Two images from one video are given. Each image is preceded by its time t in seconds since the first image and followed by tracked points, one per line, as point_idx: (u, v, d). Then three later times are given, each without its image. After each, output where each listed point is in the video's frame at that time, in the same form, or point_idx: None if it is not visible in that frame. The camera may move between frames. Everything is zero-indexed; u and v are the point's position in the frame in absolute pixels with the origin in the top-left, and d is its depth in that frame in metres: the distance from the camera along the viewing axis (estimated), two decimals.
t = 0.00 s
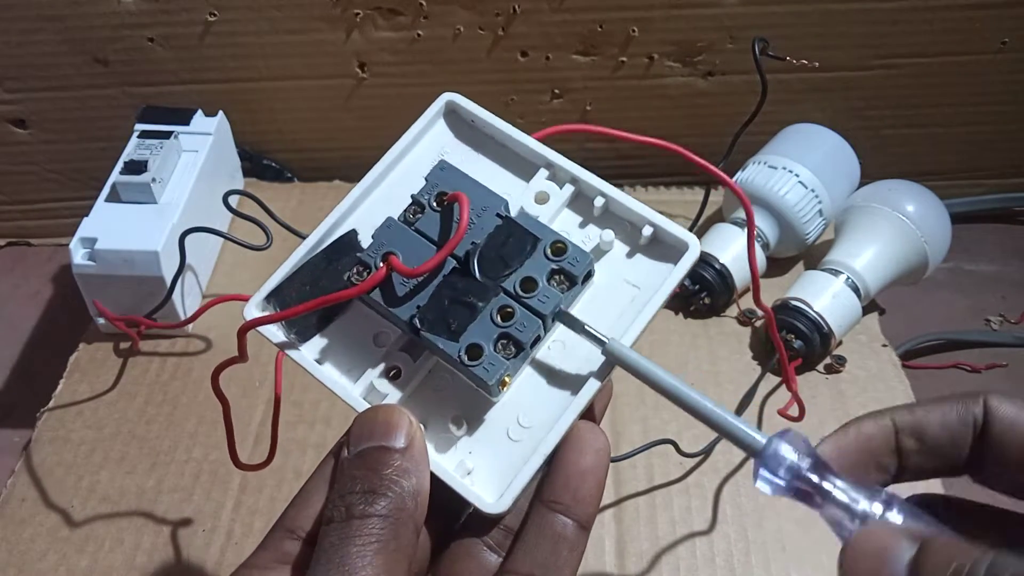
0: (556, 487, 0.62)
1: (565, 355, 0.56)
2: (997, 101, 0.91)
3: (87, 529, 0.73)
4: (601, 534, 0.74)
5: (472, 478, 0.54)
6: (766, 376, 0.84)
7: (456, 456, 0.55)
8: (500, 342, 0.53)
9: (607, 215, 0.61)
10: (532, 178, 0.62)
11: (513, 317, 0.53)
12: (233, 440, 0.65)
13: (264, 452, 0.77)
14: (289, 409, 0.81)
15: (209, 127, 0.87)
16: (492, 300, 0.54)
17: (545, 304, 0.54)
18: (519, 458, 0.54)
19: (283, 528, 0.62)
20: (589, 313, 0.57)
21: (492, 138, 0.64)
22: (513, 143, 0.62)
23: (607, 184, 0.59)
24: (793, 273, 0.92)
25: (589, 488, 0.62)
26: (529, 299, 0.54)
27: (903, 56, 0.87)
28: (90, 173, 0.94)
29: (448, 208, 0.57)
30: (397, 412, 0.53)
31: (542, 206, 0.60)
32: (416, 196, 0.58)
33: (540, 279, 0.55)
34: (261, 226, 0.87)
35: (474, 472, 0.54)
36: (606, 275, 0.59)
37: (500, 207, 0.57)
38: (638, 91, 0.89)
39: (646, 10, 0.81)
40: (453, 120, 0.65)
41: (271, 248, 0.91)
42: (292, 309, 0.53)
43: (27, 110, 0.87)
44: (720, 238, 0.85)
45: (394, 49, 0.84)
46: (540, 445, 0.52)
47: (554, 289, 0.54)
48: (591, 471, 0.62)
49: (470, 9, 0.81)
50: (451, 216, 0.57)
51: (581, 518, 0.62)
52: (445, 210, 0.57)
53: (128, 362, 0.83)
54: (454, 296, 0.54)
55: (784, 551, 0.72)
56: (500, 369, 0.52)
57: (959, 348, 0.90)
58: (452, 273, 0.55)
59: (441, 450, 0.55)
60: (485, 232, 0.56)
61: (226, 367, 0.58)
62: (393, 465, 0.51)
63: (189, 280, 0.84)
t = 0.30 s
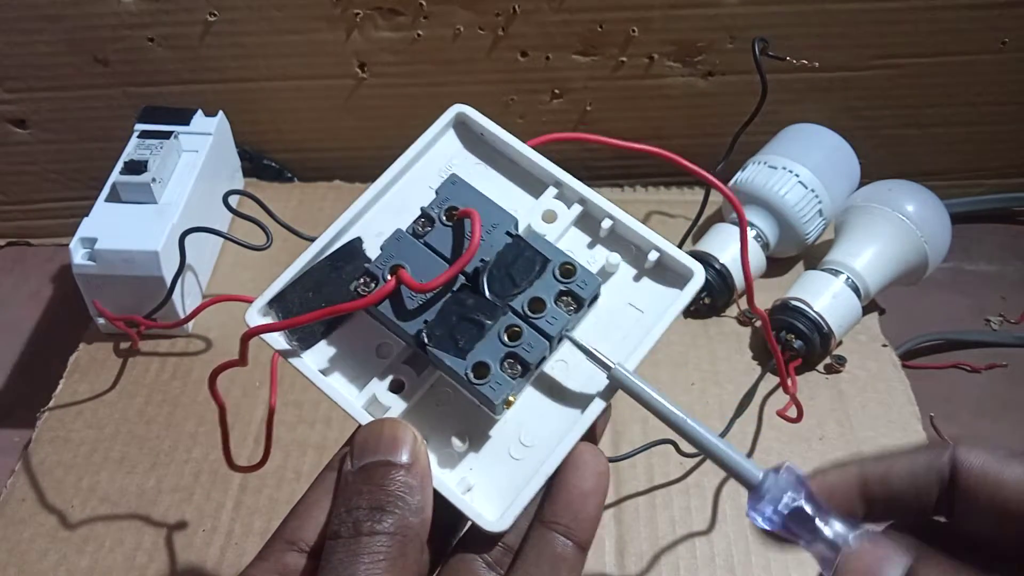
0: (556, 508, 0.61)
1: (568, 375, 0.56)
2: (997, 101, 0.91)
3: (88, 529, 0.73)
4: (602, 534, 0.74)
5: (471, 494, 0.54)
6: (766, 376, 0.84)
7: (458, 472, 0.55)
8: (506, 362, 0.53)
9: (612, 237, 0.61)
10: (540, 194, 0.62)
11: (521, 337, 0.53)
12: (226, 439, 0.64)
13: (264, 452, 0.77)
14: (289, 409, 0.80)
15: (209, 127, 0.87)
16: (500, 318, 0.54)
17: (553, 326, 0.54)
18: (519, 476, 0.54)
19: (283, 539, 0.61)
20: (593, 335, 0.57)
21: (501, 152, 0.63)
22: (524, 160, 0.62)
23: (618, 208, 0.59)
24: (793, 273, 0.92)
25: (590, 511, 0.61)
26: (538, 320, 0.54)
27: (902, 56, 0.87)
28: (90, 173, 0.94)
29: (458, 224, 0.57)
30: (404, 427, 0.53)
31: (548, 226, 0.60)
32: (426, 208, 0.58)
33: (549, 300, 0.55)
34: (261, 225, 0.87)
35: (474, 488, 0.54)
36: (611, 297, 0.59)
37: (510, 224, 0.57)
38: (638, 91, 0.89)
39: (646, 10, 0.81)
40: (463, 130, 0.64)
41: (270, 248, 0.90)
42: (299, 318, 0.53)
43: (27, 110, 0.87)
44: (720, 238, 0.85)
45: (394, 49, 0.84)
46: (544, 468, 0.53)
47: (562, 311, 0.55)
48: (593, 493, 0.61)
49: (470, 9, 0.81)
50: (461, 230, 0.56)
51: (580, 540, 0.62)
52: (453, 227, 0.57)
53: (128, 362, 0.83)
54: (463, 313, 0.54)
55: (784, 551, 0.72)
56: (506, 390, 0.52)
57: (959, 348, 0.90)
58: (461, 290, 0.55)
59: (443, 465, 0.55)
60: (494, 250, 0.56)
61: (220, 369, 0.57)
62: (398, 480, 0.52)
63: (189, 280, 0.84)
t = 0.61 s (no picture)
0: (552, 533, 0.61)
1: (571, 401, 0.55)
2: (996, 101, 0.91)
3: (88, 529, 0.73)
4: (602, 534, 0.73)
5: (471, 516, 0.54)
6: (766, 376, 0.84)
7: (458, 493, 0.55)
8: (511, 386, 0.54)
9: (617, 264, 0.60)
10: (547, 218, 0.61)
11: (526, 362, 0.54)
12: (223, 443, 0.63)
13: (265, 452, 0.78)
14: (289, 408, 0.80)
15: (209, 127, 0.87)
16: (506, 342, 0.54)
17: (558, 352, 0.55)
18: (518, 497, 0.54)
19: (285, 556, 0.60)
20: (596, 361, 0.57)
21: (510, 173, 0.62)
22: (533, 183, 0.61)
23: (625, 237, 0.59)
24: (793, 273, 0.92)
25: (586, 537, 0.61)
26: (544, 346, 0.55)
27: (902, 56, 0.87)
28: (90, 173, 0.94)
29: (468, 246, 0.57)
30: (410, 448, 0.53)
31: (554, 250, 0.60)
32: (437, 228, 0.58)
33: (554, 326, 0.56)
34: (261, 225, 0.87)
35: (474, 509, 0.54)
36: (614, 324, 0.58)
37: (519, 248, 0.58)
38: (638, 91, 0.89)
39: (646, 9, 0.81)
40: (472, 148, 0.63)
41: (270, 247, 0.90)
42: (308, 333, 0.53)
43: (26, 110, 0.87)
44: (720, 239, 0.85)
45: (394, 49, 0.84)
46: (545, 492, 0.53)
47: (568, 338, 0.56)
48: (589, 519, 0.61)
49: (470, 9, 0.81)
50: (471, 251, 0.57)
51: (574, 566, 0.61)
52: (464, 248, 0.57)
53: (128, 362, 0.84)
54: (470, 334, 0.54)
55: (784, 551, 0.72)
56: (510, 414, 0.52)
57: (959, 348, 0.90)
58: (470, 312, 0.55)
59: (446, 484, 0.55)
60: (503, 273, 0.57)
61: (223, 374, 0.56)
62: (402, 502, 0.52)
63: (189, 280, 0.84)
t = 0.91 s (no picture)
0: (551, 543, 0.62)
1: (568, 411, 0.56)
2: (996, 100, 0.91)
3: (88, 529, 0.73)
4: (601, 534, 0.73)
5: (471, 525, 0.54)
6: (766, 376, 0.84)
7: (459, 502, 0.55)
8: (514, 398, 0.53)
9: (618, 274, 0.61)
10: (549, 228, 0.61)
11: (529, 374, 0.53)
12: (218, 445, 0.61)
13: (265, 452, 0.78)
14: (289, 408, 0.80)
15: (209, 127, 0.87)
16: (509, 354, 0.54)
17: (561, 364, 0.54)
18: (516, 508, 0.54)
19: (286, 563, 0.60)
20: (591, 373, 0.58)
21: (512, 180, 0.62)
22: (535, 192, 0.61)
23: (627, 250, 0.59)
24: (793, 273, 0.92)
25: (586, 546, 0.62)
26: (546, 358, 0.54)
27: (902, 56, 0.87)
28: (90, 173, 0.94)
29: (470, 256, 0.57)
30: (413, 460, 0.53)
31: (555, 260, 0.60)
32: (439, 236, 0.58)
33: (557, 338, 0.55)
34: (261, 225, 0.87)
35: (473, 518, 0.54)
36: (612, 335, 0.59)
37: (522, 259, 0.57)
38: (638, 91, 0.89)
39: (646, 9, 0.81)
40: (475, 156, 0.62)
41: (270, 247, 0.90)
42: (309, 341, 0.53)
43: (26, 110, 0.87)
44: (720, 239, 0.85)
45: (394, 49, 0.84)
46: (544, 503, 0.54)
47: (570, 350, 0.55)
48: (587, 530, 0.62)
49: (470, 9, 0.81)
50: (474, 263, 0.56)
51: None
52: (467, 258, 0.57)
53: (127, 362, 0.83)
54: (473, 345, 0.54)
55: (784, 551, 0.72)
56: (513, 427, 0.52)
57: (959, 348, 0.90)
58: (473, 324, 0.55)
59: (447, 493, 0.55)
60: (506, 284, 0.56)
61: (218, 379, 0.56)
62: (406, 511, 0.52)
63: (189, 280, 0.84)
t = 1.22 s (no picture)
0: (547, 532, 0.62)
1: (567, 399, 0.57)
2: (995, 101, 0.92)
3: (88, 529, 0.73)
4: (601, 534, 0.73)
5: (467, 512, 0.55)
6: (766, 376, 0.84)
7: (455, 491, 0.55)
8: (512, 387, 0.53)
9: (618, 263, 0.61)
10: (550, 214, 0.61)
11: (528, 363, 0.54)
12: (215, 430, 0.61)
13: (265, 452, 0.78)
14: (290, 408, 0.81)
15: (210, 128, 0.87)
16: (508, 342, 0.54)
17: (561, 354, 0.54)
18: (512, 495, 0.55)
19: (281, 551, 0.60)
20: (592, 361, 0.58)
21: (513, 164, 0.62)
22: (537, 177, 0.61)
23: (628, 239, 0.59)
24: (793, 273, 0.92)
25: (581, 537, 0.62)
26: (546, 347, 0.54)
27: (902, 56, 0.87)
28: (91, 174, 0.94)
29: (471, 242, 0.56)
30: (411, 448, 0.53)
31: (556, 247, 0.60)
32: (440, 221, 0.57)
33: (557, 328, 0.55)
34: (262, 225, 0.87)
35: (469, 505, 0.55)
36: (611, 324, 0.59)
37: (523, 247, 0.57)
38: (638, 91, 0.89)
39: (646, 10, 0.82)
40: (477, 139, 0.62)
41: (270, 248, 0.91)
42: (308, 326, 0.53)
43: (27, 110, 0.87)
44: (720, 239, 0.86)
45: (395, 49, 0.84)
46: (539, 491, 0.54)
47: (569, 340, 0.55)
48: (583, 521, 0.62)
49: (470, 9, 0.81)
50: (475, 249, 0.56)
51: (567, 565, 0.63)
52: (468, 244, 0.57)
53: (128, 362, 0.84)
54: (473, 333, 0.54)
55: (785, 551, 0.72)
56: (511, 416, 0.52)
57: (959, 348, 0.90)
58: (473, 312, 0.55)
59: (443, 482, 0.55)
60: (507, 271, 0.56)
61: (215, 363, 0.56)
62: (402, 500, 0.52)
63: (189, 280, 0.84)
